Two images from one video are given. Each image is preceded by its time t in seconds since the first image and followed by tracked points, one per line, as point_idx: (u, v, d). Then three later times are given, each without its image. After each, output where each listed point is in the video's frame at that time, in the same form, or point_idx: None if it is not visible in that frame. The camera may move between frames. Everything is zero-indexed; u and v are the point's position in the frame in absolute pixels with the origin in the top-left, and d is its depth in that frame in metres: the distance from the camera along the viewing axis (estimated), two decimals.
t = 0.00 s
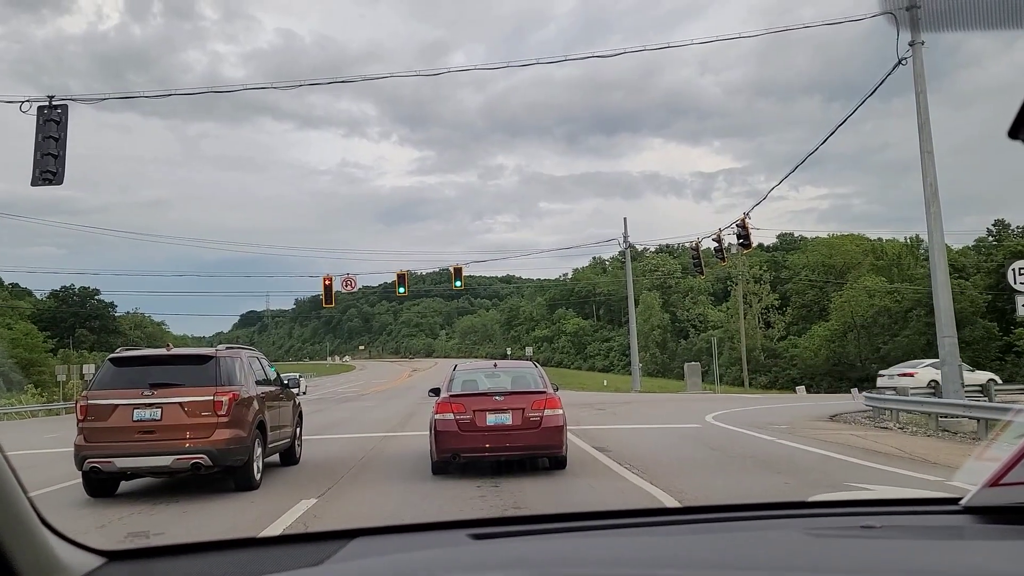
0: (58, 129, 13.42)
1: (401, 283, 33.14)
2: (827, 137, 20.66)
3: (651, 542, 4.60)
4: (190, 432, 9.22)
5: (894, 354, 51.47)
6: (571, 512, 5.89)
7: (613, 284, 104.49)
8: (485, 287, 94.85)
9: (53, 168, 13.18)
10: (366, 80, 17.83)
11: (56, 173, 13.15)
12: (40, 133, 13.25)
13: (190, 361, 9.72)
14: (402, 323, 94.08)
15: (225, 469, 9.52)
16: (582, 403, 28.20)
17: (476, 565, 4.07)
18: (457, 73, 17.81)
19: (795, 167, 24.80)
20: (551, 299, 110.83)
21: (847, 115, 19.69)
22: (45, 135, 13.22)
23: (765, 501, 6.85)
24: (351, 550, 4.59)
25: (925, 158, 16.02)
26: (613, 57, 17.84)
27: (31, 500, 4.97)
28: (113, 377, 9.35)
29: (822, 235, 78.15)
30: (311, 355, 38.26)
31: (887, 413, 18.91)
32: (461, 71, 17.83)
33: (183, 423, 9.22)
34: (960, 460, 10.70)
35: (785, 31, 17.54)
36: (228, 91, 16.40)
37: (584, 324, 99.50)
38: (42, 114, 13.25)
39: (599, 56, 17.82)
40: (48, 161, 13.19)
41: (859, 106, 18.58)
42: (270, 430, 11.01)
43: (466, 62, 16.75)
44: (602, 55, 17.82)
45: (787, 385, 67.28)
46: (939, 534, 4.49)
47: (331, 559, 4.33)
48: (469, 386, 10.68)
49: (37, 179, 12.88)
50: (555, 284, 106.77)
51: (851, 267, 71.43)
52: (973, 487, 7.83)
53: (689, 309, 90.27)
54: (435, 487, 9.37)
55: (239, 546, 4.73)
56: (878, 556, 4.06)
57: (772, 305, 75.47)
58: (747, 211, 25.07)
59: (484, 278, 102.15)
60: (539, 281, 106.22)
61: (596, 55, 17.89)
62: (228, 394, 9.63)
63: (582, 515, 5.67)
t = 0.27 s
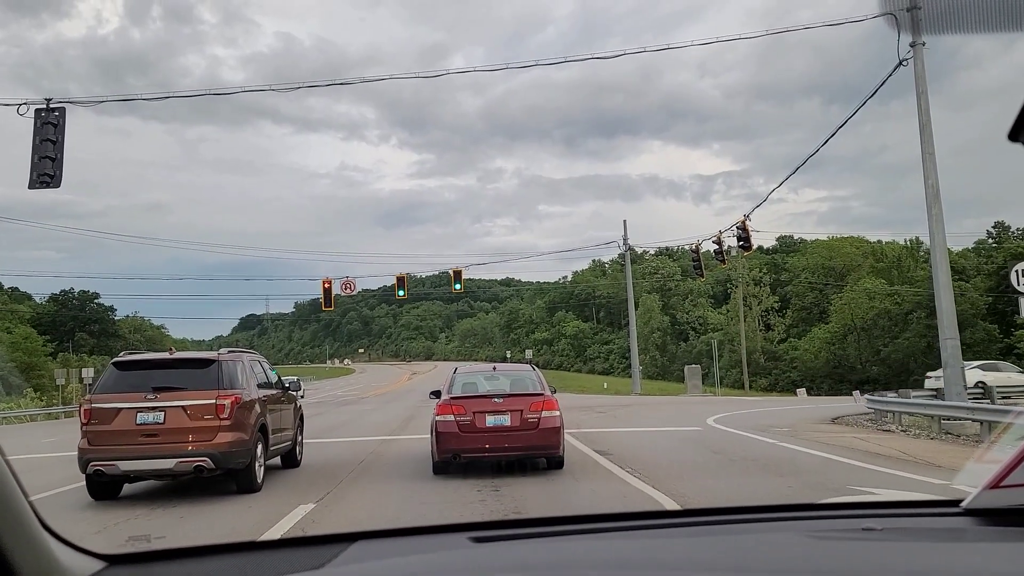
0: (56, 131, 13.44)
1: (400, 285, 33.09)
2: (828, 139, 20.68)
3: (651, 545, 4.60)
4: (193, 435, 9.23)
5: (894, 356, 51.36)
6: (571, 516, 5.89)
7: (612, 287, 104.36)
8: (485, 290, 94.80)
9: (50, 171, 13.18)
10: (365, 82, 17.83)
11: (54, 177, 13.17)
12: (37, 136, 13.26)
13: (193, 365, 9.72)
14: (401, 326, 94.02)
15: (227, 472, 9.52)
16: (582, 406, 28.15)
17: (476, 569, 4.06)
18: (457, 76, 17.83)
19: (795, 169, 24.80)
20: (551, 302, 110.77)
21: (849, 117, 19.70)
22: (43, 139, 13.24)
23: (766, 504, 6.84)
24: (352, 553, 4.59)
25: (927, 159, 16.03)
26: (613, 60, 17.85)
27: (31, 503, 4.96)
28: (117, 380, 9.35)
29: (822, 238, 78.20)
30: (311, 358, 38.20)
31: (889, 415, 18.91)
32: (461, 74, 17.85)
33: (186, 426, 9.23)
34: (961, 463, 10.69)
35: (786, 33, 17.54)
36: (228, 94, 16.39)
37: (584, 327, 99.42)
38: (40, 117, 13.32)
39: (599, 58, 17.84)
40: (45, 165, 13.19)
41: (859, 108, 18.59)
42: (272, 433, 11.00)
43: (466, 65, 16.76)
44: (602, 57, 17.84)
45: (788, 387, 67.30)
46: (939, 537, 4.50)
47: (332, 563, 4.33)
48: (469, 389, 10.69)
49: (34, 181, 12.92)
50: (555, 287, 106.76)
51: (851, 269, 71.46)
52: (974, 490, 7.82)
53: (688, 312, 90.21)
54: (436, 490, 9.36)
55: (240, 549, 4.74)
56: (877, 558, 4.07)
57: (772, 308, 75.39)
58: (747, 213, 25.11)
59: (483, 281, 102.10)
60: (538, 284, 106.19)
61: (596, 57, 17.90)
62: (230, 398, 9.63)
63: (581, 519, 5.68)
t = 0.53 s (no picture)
0: (53, 133, 13.44)
1: (400, 288, 33.04)
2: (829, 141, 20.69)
3: (652, 550, 4.59)
4: (198, 438, 9.22)
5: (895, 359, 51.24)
6: (571, 520, 5.88)
7: (612, 290, 104.26)
8: (485, 293, 94.73)
9: (47, 173, 13.15)
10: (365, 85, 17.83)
11: (50, 179, 13.13)
12: (34, 138, 13.27)
13: (198, 368, 9.72)
14: (401, 329, 93.99)
15: (232, 474, 9.51)
16: (583, 409, 28.10)
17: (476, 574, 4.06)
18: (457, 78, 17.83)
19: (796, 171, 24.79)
20: (551, 304, 110.73)
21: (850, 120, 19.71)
22: (40, 140, 13.24)
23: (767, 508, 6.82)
24: (352, 559, 4.58)
25: (929, 161, 16.04)
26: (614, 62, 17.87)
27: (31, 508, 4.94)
28: (123, 384, 9.35)
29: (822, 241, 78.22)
30: (311, 362, 38.15)
31: (892, 418, 18.91)
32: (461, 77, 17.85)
33: (191, 429, 9.22)
34: (964, 467, 10.65)
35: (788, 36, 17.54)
36: (226, 96, 16.38)
37: (584, 330, 99.34)
38: (36, 120, 13.35)
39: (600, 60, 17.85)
40: (42, 166, 13.15)
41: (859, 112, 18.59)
42: (275, 435, 10.99)
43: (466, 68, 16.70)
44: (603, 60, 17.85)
45: (788, 389, 67.16)
46: (940, 541, 4.49)
47: (331, 568, 4.31)
48: (469, 392, 10.71)
49: (31, 184, 12.95)
50: (555, 290, 106.74)
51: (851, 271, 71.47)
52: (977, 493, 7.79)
53: (689, 314, 90.14)
54: (436, 495, 9.34)
55: (239, 554, 4.72)
56: (878, 563, 4.07)
57: (773, 310, 75.34)
58: (748, 216, 25.12)
59: (483, 284, 102.06)
60: (538, 286, 106.15)
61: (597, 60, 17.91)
62: (235, 401, 9.63)
63: (581, 523, 5.67)
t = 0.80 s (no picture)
0: (49, 133, 13.44)
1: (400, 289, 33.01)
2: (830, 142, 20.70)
3: (651, 551, 4.58)
4: (205, 438, 9.20)
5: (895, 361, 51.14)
6: (570, 522, 5.87)
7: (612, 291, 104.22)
8: (484, 294, 94.72)
9: (43, 173, 13.05)
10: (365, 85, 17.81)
11: (47, 178, 13.01)
12: (31, 137, 13.28)
13: (205, 370, 9.71)
14: (401, 331, 94.04)
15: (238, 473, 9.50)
16: (583, 411, 28.07)
17: None
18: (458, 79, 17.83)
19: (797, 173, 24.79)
20: (551, 306, 110.72)
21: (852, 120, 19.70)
22: (36, 140, 13.24)
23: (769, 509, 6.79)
24: (351, 560, 4.56)
25: (932, 161, 16.04)
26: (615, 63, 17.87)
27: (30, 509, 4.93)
28: (131, 386, 9.34)
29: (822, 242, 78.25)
30: (311, 363, 38.14)
31: (894, 420, 18.88)
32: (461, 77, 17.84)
33: (198, 429, 9.21)
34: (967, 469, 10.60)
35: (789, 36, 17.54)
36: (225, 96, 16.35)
37: (584, 331, 99.31)
38: (33, 119, 13.37)
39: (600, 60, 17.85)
40: (38, 166, 13.08)
41: (859, 112, 18.57)
42: (279, 436, 10.98)
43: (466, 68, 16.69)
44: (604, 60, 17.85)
45: (789, 391, 67.14)
46: (942, 542, 4.47)
47: (331, 570, 4.30)
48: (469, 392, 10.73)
49: (26, 182, 12.95)
50: (554, 291, 106.75)
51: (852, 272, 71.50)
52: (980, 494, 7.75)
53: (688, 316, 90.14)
54: (435, 496, 9.32)
55: (238, 555, 4.71)
56: (879, 563, 4.05)
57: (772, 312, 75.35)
58: (749, 216, 25.10)
59: (483, 286, 102.07)
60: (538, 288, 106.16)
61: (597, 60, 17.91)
62: (242, 401, 9.61)
63: (581, 524, 5.65)
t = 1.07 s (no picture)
0: (45, 132, 13.41)
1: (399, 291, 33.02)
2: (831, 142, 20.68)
3: (650, 551, 4.57)
4: (214, 437, 9.26)
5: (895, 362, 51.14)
6: (571, 522, 5.87)
7: (612, 293, 104.25)
8: (484, 296, 94.73)
9: (38, 172, 13.07)
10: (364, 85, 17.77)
11: (42, 178, 13.05)
12: (27, 136, 13.26)
13: (215, 372, 9.77)
14: (401, 332, 94.11)
15: (246, 471, 9.57)
16: (585, 413, 28.04)
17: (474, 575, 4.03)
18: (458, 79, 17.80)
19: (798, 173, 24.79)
20: (551, 307, 110.76)
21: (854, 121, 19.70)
22: (31, 139, 13.22)
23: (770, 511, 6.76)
24: (351, 559, 4.56)
25: (935, 161, 16.03)
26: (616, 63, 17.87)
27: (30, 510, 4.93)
28: (144, 387, 9.43)
29: (823, 244, 78.29)
30: (311, 365, 38.16)
31: (897, 423, 18.84)
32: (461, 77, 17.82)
33: (208, 429, 9.27)
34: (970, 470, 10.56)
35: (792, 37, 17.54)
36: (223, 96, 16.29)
37: (584, 333, 99.29)
38: (29, 118, 13.35)
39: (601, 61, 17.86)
40: (34, 165, 13.09)
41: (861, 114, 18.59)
42: (285, 435, 10.99)
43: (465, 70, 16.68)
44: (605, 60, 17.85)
45: (789, 392, 67.11)
46: (939, 542, 4.46)
47: (330, 568, 4.30)
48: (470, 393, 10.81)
49: (22, 182, 12.94)
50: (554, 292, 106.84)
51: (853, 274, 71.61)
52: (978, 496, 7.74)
53: (688, 318, 90.20)
54: (434, 496, 9.32)
55: (237, 555, 4.69)
56: (877, 563, 4.04)
57: (773, 313, 75.41)
58: (751, 217, 25.10)
59: (483, 287, 102.13)
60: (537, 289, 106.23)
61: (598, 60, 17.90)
62: (251, 402, 9.65)
63: (580, 524, 5.65)
